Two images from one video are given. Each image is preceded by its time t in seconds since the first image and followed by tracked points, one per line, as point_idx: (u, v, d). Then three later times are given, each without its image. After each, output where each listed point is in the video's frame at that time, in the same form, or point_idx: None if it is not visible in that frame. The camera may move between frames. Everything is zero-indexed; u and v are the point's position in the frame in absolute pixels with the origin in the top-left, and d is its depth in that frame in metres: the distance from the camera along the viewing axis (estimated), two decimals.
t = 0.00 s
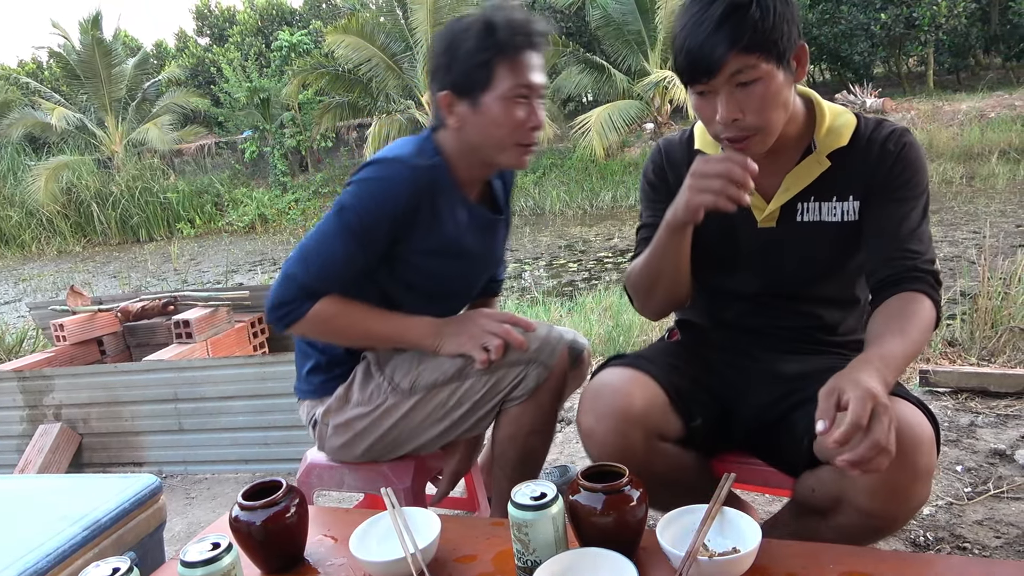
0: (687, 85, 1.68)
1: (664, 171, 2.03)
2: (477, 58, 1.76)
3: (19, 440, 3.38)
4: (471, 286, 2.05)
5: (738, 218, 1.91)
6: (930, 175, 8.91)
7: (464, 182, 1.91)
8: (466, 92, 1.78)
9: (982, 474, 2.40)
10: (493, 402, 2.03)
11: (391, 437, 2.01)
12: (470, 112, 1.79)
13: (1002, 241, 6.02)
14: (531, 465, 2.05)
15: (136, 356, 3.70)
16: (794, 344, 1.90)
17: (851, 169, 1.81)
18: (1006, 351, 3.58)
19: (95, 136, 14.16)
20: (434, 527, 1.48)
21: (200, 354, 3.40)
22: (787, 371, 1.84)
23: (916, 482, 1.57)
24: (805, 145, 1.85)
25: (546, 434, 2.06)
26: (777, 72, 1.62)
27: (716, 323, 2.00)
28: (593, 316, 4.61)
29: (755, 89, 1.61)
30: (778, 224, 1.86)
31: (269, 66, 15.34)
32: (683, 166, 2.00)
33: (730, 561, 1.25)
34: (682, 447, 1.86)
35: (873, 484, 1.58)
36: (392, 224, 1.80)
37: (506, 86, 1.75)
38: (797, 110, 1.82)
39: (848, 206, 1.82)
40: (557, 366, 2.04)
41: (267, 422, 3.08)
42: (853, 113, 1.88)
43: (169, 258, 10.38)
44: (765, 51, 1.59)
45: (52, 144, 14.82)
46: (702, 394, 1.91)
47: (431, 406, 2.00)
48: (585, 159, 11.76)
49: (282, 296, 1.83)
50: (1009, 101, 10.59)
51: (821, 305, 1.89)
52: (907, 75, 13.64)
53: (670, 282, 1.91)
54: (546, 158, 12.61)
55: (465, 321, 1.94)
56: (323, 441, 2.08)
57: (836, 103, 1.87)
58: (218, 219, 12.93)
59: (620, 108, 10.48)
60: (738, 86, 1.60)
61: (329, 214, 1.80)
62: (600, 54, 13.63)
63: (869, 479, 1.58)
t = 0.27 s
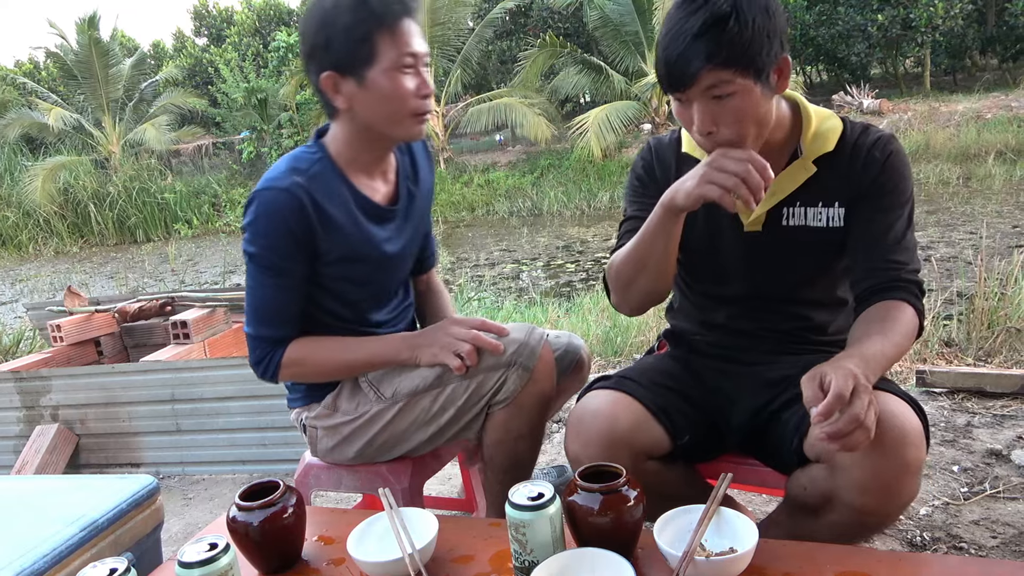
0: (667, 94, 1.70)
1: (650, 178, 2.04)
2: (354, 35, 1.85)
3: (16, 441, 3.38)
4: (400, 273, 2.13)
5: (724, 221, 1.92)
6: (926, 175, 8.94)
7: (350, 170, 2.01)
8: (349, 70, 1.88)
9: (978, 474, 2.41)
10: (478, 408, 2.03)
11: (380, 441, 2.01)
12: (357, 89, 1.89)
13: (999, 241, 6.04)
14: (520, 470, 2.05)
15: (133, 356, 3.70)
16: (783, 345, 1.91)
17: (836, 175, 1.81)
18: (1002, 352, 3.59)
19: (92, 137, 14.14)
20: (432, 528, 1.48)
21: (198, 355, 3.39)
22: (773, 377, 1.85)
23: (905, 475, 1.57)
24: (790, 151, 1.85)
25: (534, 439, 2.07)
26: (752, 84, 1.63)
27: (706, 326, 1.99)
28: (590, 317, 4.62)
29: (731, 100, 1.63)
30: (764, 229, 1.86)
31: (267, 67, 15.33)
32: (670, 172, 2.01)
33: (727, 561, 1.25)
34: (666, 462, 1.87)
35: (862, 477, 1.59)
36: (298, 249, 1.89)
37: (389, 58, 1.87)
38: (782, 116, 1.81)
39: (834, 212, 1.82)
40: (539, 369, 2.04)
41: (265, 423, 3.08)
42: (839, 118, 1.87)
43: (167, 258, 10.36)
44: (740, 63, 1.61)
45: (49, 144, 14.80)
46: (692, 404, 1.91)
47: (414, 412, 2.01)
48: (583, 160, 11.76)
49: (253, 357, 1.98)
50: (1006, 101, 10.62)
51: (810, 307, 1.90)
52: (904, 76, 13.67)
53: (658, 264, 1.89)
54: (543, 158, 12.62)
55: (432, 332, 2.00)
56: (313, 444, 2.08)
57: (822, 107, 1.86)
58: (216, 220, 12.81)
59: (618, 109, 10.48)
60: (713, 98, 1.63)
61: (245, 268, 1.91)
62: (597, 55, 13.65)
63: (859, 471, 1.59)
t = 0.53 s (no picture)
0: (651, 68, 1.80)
1: (645, 177, 2.04)
2: (311, 38, 1.93)
3: (13, 440, 3.37)
4: (381, 272, 2.17)
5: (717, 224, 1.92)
6: (925, 179, 8.95)
7: (319, 172, 2.07)
8: (310, 73, 1.96)
9: (976, 477, 2.41)
10: (474, 405, 2.02)
11: (376, 444, 2.01)
12: (320, 91, 1.97)
13: (997, 245, 6.04)
14: (517, 467, 2.04)
15: (131, 355, 3.69)
16: (777, 346, 1.91)
17: (830, 180, 1.81)
18: (1000, 355, 3.59)
19: (90, 135, 14.13)
20: (430, 528, 1.48)
21: (196, 354, 3.39)
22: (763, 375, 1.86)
23: (877, 444, 1.60)
24: (784, 154, 1.85)
25: (532, 435, 2.05)
26: (717, 74, 1.68)
27: (702, 328, 1.99)
28: (589, 318, 4.62)
29: (695, 87, 1.70)
30: (756, 232, 1.87)
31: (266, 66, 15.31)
32: (665, 170, 2.01)
33: (725, 563, 1.25)
34: (676, 450, 1.86)
35: (833, 445, 1.62)
36: (280, 253, 1.91)
37: (349, 58, 1.95)
38: (775, 119, 1.82)
39: (828, 217, 1.82)
40: (536, 365, 2.01)
41: (263, 423, 3.08)
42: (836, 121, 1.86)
43: (165, 258, 10.35)
44: (710, 50, 1.67)
45: (47, 142, 14.78)
46: (699, 395, 1.91)
47: (411, 414, 2.00)
48: (582, 161, 11.76)
49: (246, 370, 1.97)
50: (1004, 105, 10.63)
51: (805, 309, 1.90)
52: (903, 80, 13.68)
53: (642, 295, 1.95)
54: (542, 159, 12.63)
55: (428, 333, 1.99)
56: (311, 446, 2.09)
57: (817, 112, 1.85)
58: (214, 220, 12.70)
59: (617, 110, 10.48)
60: (679, 83, 1.72)
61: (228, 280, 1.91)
62: (597, 56, 13.66)
63: (829, 440, 1.63)
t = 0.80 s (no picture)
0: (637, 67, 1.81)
1: (634, 185, 2.04)
2: (319, 41, 1.94)
3: (11, 440, 3.37)
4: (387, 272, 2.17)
5: (709, 232, 1.92)
6: (924, 180, 8.96)
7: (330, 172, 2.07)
8: (319, 76, 1.97)
9: (975, 479, 2.41)
10: (479, 395, 2.03)
11: (378, 439, 2.01)
12: (328, 93, 1.98)
13: (995, 246, 6.05)
14: (520, 457, 2.02)
15: (129, 356, 3.69)
16: (770, 353, 1.91)
17: (824, 191, 1.80)
18: (999, 356, 3.60)
19: (89, 135, 14.12)
20: (429, 529, 1.48)
21: (194, 355, 3.38)
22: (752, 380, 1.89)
23: (850, 486, 1.57)
24: (776, 164, 1.84)
25: (537, 425, 2.04)
26: (694, 76, 1.68)
27: (698, 335, 2.01)
28: (588, 319, 4.62)
29: (673, 91, 1.70)
30: (746, 242, 1.86)
31: (265, 66, 15.30)
32: (653, 177, 2.01)
33: (724, 565, 1.25)
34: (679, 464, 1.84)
35: (809, 485, 1.59)
36: (295, 250, 1.90)
37: (356, 60, 1.95)
38: (765, 128, 1.81)
39: (821, 229, 1.81)
40: (541, 355, 2.02)
41: (261, 423, 3.07)
42: (831, 129, 1.83)
43: (163, 258, 10.34)
44: (689, 56, 1.67)
45: (46, 142, 14.77)
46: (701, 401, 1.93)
47: (416, 406, 2.01)
48: (581, 162, 11.76)
49: (253, 368, 1.94)
50: (1003, 107, 10.64)
51: (796, 318, 1.89)
52: (901, 81, 13.70)
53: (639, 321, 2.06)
54: (541, 160, 12.64)
55: (436, 324, 2.00)
56: (312, 446, 2.08)
57: (810, 118, 1.84)
58: (213, 220, 12.63)
59: (616, 110, 10.47)
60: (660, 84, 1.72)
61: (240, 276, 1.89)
62: (596, 57, 13.67)
63: (807, 481, 1.59)
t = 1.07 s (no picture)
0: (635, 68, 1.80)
1: (631, 183, 2.04)
2: (321, 40, 1.96)
3: (10, 440, 3.37)
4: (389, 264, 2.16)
5: (707, 237, 1.91)
6: (923, 183, 8.96)
7: (334, 165, 2.07)
8: (321, 73, 1.99)
9: (974, 481, 2.41)
10: (475, 381, 2.00)
11: (374, 435, 2.02)
12: (331, 89, 1.99)
13: (994, 249, 6.06)
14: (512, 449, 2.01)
15: (128, 356, 3.68)
16: (768, 362, 1.91)
17: (825, 202, 1.80)
18: (998, 359, 3.60)
19: (88, 135, 14.12)
20: (427, 530, 1.48)
21: (193, 355, 3.38)
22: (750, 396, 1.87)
23: (862, 512, 1.53)
24: (776, 171, 1.84)
25: (530, 415, 2.03)
26: (687, 82, 1.68)
27: (696, 343, 2.01)
28: (587, 320, 4.62)
29: (668, 96, 1.70)
30: (744, 249, 1.86)
31: (265, 67, 15.30)
32: (652, 176, 2.00)
33: (723, 566, 1.25)
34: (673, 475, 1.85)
35: (823, 512, 1.54)
36: (295, 235, 1.91)
37: (357, 58, 1.96)
38: (765, 135, 1.81)
39: (820, 239, 1.81)
40: (534, 343, 1.99)
41: (260, 424, 3.07)
42: (834, 136, 1.82)
43: (163, 258, 10.34)
44: (683, 60, 1.67)
45: (46, 142, 14.77)
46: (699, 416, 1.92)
47: (409, 397, 2.00)
48: (580, 163, 11.76)
49: (248, 351, 1.94)
50: (1002, 110, 10.65)
51: (792, 325, 1.89)
52: (901, 84, 13.70)
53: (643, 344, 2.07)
54: (541, 161, 12.65)
55: (429, 311, 2.01)
56: (309, 444, 2.08)
57: (811, 124, 1.83)
58: (212, 220, 12.60)
59: (616, 112, 10.47)
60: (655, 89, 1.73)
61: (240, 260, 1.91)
62: (596, 59, 13.69)
63: (819, 505, 1.55)
